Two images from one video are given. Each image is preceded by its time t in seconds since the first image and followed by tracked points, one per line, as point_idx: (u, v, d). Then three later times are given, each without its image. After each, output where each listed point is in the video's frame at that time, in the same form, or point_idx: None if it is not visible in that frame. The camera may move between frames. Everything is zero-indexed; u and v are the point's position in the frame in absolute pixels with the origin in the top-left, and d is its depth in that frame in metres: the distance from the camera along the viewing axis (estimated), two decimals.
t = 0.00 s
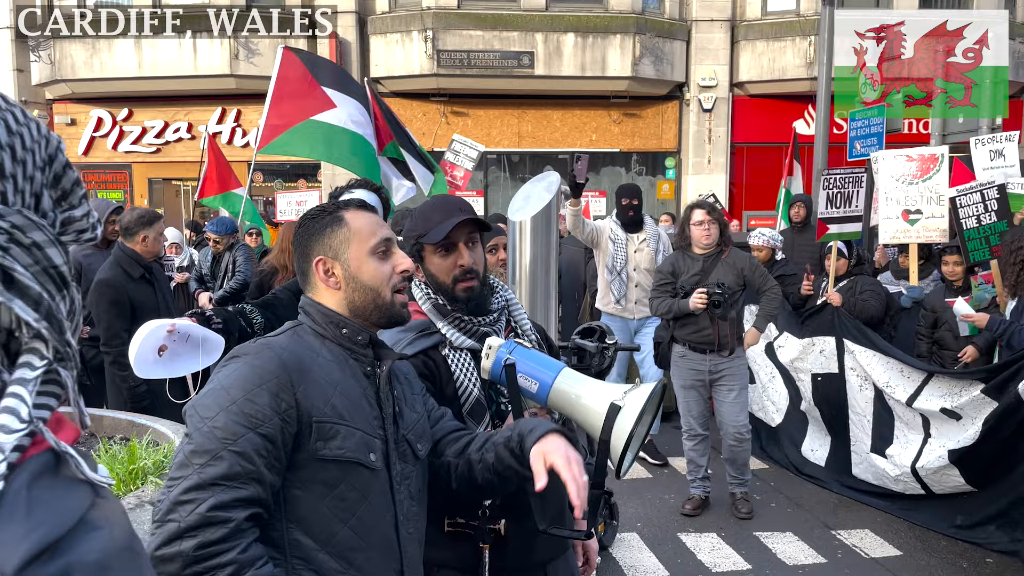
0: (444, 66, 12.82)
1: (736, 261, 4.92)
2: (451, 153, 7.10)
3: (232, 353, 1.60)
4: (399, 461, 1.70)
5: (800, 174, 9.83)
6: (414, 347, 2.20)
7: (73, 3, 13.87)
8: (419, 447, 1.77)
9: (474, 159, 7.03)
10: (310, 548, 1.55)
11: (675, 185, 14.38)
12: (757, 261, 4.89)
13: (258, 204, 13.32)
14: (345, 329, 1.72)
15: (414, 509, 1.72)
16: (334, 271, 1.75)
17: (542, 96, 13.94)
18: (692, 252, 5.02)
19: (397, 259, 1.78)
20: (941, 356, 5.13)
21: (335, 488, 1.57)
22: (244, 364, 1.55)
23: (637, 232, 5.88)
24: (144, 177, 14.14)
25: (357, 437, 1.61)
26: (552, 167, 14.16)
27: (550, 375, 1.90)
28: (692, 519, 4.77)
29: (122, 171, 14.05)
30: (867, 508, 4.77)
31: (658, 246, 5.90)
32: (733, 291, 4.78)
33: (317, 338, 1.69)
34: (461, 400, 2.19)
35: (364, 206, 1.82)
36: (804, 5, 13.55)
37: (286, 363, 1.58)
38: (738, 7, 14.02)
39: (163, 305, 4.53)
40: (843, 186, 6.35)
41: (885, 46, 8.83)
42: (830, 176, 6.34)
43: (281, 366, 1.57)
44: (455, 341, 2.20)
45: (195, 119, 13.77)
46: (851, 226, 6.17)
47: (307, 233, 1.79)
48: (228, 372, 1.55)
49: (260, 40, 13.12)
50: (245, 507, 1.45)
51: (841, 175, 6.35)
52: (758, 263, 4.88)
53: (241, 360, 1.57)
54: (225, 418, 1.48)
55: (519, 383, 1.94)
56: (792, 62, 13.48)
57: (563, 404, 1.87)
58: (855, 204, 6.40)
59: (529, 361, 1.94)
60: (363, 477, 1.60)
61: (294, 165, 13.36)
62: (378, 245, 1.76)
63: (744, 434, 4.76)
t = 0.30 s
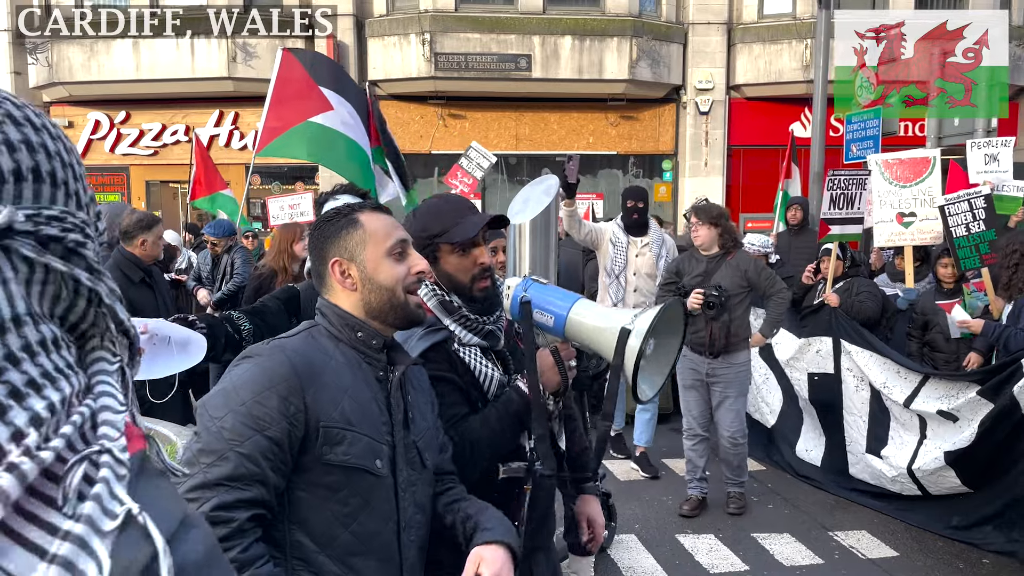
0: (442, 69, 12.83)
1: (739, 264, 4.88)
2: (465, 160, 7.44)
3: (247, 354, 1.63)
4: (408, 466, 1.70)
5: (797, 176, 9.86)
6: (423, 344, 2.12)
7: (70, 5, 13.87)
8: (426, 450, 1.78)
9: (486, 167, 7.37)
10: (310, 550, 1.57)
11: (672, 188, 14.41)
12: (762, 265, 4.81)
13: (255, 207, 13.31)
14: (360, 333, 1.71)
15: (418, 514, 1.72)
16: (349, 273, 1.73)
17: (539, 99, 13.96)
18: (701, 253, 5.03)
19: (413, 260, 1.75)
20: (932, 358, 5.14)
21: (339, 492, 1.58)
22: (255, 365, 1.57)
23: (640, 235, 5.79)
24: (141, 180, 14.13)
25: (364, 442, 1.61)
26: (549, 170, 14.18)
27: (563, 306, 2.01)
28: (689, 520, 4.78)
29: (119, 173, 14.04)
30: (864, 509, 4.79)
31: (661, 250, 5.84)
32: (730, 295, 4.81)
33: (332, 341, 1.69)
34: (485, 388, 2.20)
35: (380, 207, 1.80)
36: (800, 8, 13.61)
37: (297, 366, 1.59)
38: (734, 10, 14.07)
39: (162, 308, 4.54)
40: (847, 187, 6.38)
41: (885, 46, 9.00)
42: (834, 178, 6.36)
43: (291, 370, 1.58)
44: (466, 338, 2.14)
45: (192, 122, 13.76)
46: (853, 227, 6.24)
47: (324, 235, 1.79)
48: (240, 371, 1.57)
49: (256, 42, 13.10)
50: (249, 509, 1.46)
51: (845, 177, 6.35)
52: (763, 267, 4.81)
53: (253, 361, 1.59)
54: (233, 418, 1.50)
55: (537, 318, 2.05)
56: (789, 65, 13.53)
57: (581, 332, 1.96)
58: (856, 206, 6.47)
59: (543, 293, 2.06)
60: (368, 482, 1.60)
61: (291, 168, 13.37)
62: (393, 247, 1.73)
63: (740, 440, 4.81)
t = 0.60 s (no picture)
0: (438, 70, 12.84)
1: (740, 267, 4.88)
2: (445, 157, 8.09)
3: (250, 368, 1.58)
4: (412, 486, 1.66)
5: (793, 177, 9.88)
6: (438, 341, 2.09)
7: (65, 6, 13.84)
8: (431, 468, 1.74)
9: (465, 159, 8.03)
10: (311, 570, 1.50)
11: (668, 189, 14.43)
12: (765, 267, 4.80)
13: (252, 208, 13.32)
14: (367, 346, 1.68)
15: (417, 535, 1.66)
16: (360, 280, 1.69)
17: (536, 100, 13.98)
18: (706, 255, 5.09)
19: (426, 266, 1.71)
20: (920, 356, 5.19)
21: (340, 513, 1.54)
22: (259, 381, 1.53)
23: (644, 234, 5.69)
24: (137, 181, 14.14)
25: (369, 464, 1.57)
26: (546, 171, 14.19)
27: (566, 280, 2.15)
28: (684, 519, 4.80)
29: (116, 175, 14.05)
30: (859, 510, 4.81)
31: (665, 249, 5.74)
32: (728, 297, 4.84)
33: (338, 354, 1.65)
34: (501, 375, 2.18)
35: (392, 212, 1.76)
36: (796, 10, 13.64)
37: (302, 384, 1.55)
38: (731, 11, 14.11)
39: (158, 310, 4.54)
40: (843, 190, 6.41)
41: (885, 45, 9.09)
42: (829, 181, 6.38)
43: (297, 388, 1.53)
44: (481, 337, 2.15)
45: (189, 123, 13.77)
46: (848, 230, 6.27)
47: (333, 239, 1.74)
48: (243, 387, 1.53)
49: (253, 44, 13.09)
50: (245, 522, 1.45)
51: (840, 178, 6.34)
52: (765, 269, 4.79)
53: (256, 377, 1.55)
54: (235, 437, 1.46)
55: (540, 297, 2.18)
56: (784, 66, 13.56)
57: (582, 304, 2.10)
58: (853, 208, 6.50)
59: (545, 274, 2.20)
60: (369, 504, 1.56)
61: (288, 169, 13.37)
62: (407, 253, 1.69)
63: (740, 440, 4.83)
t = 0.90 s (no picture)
0: (433, 70, 12.82)
1: (739, 269, 4.88)
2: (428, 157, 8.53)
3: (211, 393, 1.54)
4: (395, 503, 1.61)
5: (788, 177, 9.88)
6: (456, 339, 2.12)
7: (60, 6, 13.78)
8: (418, 482, 1.69)
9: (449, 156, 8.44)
10: None
11: (664, 189, 14.44)
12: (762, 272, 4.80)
13: (246, 208, 13.27)
14: (337, 357, 1.61)
15: (408, 553, 1.62)
16: (320, 283, 1.62)
17: (531, 100, 13.97)
18: (707, 255, 5.12)
19: (392, 272, 1.64)
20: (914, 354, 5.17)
21: (321, 541, 1.49)
22: (220, 408, 1.49)
23: (634, 238, 5.70)
24: (131, 181, 14.10)
25: (344, 486, 1.52)
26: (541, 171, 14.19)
27: (568, 278, 2.13)
28: (677, 518, 4.81)
29: (110, 175, 14.03)
30: (854, 510, 4.82)
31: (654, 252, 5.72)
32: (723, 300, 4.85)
33: (305, 369, 1.60)
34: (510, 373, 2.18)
35: (354, 212, 1.68)
36: (791, 10, 13.66)
37: (266, 409, 1.50)
38: (726, 12, 14.13)
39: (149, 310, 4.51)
40: (834, 190, 6.35)
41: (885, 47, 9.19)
42: (821, 180, 6.33)
43: (260, 413, 1.49)
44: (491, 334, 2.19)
45: (183, 123, 13.74)
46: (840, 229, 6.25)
47: (291, 244, 1.68)
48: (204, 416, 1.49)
49: (247, 43, 13.07)
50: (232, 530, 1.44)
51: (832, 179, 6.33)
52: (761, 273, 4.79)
53: (217, 403, 1.51)
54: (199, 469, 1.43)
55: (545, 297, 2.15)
56: (780, 66, 13.57)
57: (587, 302, 2.06)
58: (844, 207, 6.47)
59: (548, 276, 2.18)
60: (352, 529, 1.52)
61: (283, 169, 13.35)
62: (373, 256, 1.63)
63: (734, 441, 4.81)
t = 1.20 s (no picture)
0: (427, 70, 12.81)
1: (730, 269, 4.92)
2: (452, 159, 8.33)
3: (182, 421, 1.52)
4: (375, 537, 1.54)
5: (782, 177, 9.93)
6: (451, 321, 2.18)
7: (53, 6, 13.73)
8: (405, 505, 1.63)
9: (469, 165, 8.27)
10: None
11: (657, 189, 14.47)
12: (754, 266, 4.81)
13: (240, 208, 13.26)
14: (315, 378, 1.56)
15: None
16: (292, 298, 1.54)
17: (524, 100, 13.98)
18: (704, 254, 5.14)
19: (374, 286, 1.55)
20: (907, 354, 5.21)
21: None
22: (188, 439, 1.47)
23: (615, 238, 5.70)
24: (124, 181, 14.07)
25: (319, 517, 1.48)
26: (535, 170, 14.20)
27: (548, 278, 1.94)
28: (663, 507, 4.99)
29: (103, 174, 14.01)
30: (847, 510, 4.85)
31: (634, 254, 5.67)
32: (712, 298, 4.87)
33: (280, 393, 1.55)
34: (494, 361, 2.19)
35: (329, 222, 1.58)
36: (784, 10, 13.70)
37: (231, 440, 1.47)
38: (719, 12, 14.15)
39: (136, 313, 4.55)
40: (829, 190, 6.24)
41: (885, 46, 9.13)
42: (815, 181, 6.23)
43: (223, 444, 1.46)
44: (485, 324, 2.23)
45: (177, 123, 13.71)
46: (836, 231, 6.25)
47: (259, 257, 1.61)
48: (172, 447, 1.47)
49: (240, 42, 13.05)
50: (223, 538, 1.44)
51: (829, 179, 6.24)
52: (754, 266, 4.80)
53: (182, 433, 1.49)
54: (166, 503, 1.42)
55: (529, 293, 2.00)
56: (773, 66, 13.61)
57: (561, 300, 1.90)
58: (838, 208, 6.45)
59: (538, 270, 2.01)
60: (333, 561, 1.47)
61: (277, 169, 13.34)
62: (351, 269, 1.53)
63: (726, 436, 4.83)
